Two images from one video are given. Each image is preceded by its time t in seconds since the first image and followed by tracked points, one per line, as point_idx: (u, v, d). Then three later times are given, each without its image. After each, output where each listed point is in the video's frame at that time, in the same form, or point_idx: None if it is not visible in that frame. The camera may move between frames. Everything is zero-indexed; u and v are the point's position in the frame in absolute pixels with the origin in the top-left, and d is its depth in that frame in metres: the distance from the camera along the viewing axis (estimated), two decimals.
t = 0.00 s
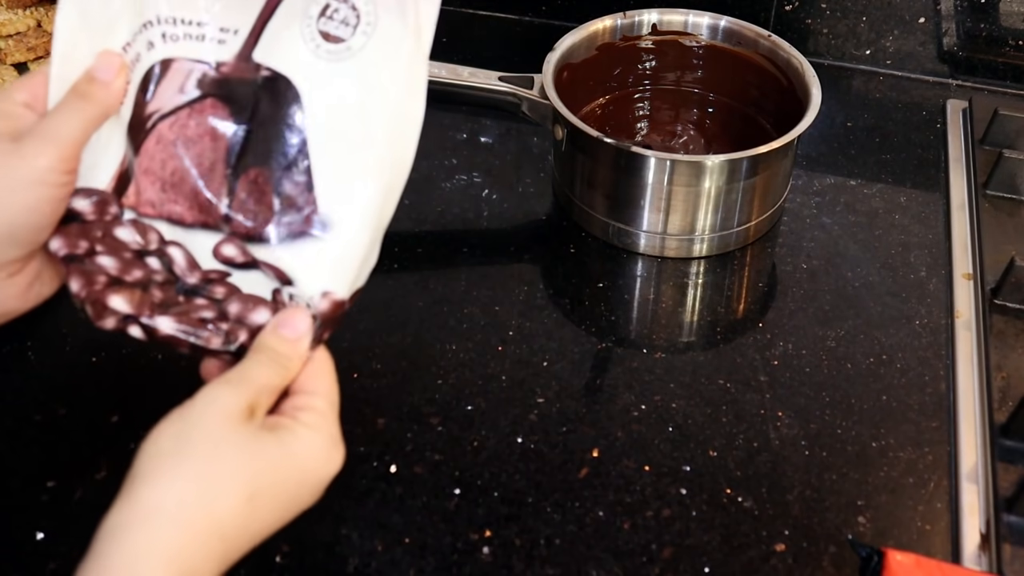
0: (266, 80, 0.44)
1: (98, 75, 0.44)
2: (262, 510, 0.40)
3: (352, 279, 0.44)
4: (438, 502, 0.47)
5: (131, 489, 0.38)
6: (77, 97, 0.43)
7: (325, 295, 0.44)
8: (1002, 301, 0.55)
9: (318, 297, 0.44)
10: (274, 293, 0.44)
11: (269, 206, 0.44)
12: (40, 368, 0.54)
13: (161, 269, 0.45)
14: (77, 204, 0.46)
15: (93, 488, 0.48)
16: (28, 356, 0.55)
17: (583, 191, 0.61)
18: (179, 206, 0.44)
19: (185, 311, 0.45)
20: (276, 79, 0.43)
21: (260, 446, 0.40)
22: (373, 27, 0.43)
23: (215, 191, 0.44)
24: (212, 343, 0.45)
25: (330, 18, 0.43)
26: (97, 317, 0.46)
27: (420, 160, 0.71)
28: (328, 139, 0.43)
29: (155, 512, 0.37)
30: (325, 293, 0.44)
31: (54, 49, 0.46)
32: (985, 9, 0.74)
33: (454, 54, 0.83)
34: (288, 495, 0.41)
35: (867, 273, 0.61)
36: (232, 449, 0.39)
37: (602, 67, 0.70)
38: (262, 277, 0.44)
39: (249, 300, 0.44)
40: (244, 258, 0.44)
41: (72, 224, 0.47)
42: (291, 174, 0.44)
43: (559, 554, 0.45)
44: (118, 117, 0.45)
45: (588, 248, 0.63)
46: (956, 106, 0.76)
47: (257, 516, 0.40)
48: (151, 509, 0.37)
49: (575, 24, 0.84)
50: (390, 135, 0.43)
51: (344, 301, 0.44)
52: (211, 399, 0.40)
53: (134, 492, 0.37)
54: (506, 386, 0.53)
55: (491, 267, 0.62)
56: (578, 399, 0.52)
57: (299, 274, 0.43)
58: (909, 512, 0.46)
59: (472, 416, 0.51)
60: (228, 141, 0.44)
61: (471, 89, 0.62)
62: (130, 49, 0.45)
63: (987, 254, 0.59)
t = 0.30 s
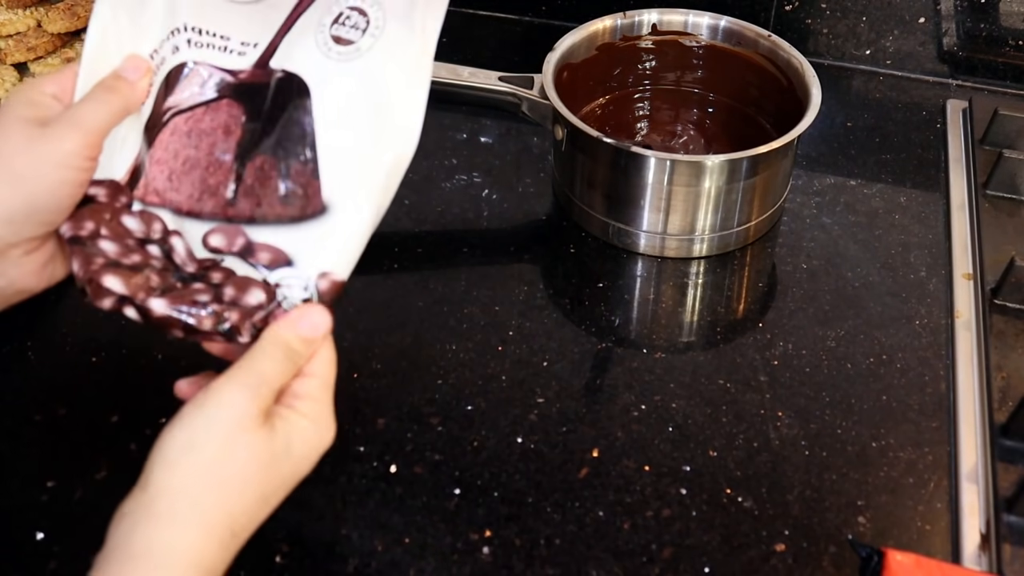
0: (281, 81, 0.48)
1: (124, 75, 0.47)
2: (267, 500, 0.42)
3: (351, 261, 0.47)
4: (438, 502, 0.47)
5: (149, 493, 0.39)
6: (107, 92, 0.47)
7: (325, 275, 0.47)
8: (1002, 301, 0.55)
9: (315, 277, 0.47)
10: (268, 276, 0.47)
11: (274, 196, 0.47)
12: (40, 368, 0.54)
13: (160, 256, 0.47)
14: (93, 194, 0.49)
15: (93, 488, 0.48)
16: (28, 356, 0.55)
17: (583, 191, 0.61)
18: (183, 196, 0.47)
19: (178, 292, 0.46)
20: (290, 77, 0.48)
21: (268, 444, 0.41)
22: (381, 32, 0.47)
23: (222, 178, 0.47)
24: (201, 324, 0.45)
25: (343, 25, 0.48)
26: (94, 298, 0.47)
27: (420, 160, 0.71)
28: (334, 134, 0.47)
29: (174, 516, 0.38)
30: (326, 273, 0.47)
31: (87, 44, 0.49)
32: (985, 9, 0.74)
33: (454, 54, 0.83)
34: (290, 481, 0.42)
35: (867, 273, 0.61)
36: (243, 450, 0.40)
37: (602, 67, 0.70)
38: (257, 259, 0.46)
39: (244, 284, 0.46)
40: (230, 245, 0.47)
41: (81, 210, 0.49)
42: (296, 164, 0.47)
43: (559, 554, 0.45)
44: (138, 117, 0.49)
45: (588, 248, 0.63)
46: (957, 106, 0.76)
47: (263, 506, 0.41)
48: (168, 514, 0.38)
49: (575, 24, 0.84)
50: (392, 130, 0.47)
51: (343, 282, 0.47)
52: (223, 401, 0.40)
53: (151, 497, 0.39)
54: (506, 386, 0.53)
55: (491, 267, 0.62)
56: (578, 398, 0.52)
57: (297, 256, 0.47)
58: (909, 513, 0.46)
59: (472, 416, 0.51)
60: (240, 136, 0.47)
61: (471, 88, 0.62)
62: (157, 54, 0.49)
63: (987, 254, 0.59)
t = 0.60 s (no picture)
0: (281, 65, 0.49)
1: (128, 53, 0.47)
2: (275, 476, 0.41)
3: (352, 238, 0.49)
4: (438, 502, 0.47)
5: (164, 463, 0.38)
6: (113, 73, 0.46)
7: (324, 252, 0.48)
8: (1002, 301, 0.55)
9: (313, 254, 0.48)
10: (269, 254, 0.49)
11: (274, 176, 0.49)
12: (40, 368, 0.54)
13: (169, 235, 0.49)
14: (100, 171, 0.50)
15: (93, 488, 0.48)
16: (28, 355, 0.55)
17: (583, 190, 0.61)
18: (187, 177, 0.49)
19: (187, 272, 0.49)
20: (287, 61, 0.49)
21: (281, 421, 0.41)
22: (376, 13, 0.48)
23: (225, 158, 0.49)
24: (208, 300, 0.49)
25: (338, 6, 0.49)
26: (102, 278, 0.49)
27: (420, 160, 0.71)
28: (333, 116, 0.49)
29: (191, 487, 0.38)
30: (324, 250, 0.48)
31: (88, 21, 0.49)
32: (986, 9, 0.74)
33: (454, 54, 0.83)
34: (298, 458, 0.42)
35: (867, 273, 0.61)
36: (258, 423, 0.40)
37: (602, 67, 0.70)
38: (258, 237, 0.49)
39: (247, 262, 0.48)
40: (234, 225, 0.49)
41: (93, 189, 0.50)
42: (293, 144, 0.49)
43: (559, 554, 0.45)
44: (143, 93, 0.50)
45: (588, 248, 0.63)
46: (957, 106, 0.76)
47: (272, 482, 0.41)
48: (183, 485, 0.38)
49: (575, 24, 0.84)
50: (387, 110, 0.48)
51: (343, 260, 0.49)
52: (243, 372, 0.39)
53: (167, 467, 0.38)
54: (506, 386, 0.53)
55: (491, 267, 0.62)
56: (578, 398, 0.52)
57: (296, 233, 0.49)
58: (909, 513, 0.46)
59: (472, 416, 0.51)
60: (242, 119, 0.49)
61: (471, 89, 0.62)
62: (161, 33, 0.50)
63: (987, 254, 0.59)
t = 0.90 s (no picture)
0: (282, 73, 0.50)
1: (143, 53, 0.48)
2: (261, 441, 0.41)
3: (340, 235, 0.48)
4: (438, 502, 0.47)
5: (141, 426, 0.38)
6: (126, 67, 0.47)
7: (308, 242, 0.47)
8: (1002, 301, 0.55)
9: (302, 242, 0.47)
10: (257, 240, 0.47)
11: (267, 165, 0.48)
12: (40, 368, 0.54)
13: (155, 218, 0.48)
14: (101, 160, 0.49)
15: (93, 488, 0.48)
16: (28, 356, 0.55)
17: (583, 190, 0.61)
18: (180, 162, 0.48)
19: (171, 252, 0.48)
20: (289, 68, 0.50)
21: (262, 381, 0.41)
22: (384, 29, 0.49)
23: (219, 147, 0.48)
24: (191, 275, 0.47)
25: (346, 24, 0.50)
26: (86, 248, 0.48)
27: (420, 160, 0.71)
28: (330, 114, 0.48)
29: (170, 446, 0.38)
30: (309, 240, 0.47)
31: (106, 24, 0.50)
32: (986, 9, 0.74)
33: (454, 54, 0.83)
34: (285, 422, 0.42)
35: (867, 273, 0.61)
36: (235, 381, 0.40)
37: (602, 67, 0.70)
38: (246, 221, 0.48)
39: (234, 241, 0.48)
40: (219, 211, 0.48)
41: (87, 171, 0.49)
42: (289, 136, 0.48)
43: (559, 554, 0.45)
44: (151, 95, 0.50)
45: (588, 248, 0.63)
46: (957, 106, 0.76)
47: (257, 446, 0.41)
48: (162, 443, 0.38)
49: (575, 24, 0.84)
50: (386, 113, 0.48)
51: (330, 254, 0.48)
52: (216, 337, 0.41)
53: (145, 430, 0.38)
54: (506, 385, 0.53)
55: (491, 267, 0.62)
56: (578, 398, 0.52)
57: (286, 220, 0.48)
58: (909, 513, 0.46)
59: (472, 416, 0.52)
60: (240, 113, 0.49)
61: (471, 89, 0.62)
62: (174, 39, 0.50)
63: (987, 254, 0.59)
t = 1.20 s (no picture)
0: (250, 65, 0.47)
1: (143, 41, 0.47)
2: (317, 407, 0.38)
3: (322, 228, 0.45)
4: (438, 502, 0.47)
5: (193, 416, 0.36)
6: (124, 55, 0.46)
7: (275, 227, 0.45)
8: (1002, 301, 0.55)
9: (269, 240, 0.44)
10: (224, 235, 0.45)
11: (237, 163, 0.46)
12: (39, 368, 0.54)
13: (135, 211, 0.46)
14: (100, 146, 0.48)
15: (93, 488, 0.48)
16: (28, 356, 0.55)
17: (583, 190, 0.61)
18: (158, 155, 0.47)
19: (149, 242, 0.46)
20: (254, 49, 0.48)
21: (299, 343, 0.38)
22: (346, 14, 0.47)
23: (195, 143, 0.47)
24: (166, 274, 0.45)
25: (315, 7, 0.48)
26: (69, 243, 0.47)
27: (420, 160, 0.71)
28: (296, 105, 0.46)
29: (225, 430, 0.36)
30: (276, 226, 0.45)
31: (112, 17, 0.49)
32: (986, 9, 0.74)
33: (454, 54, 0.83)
34: (339, 382, 0.39)
35: (867, 273, 0.61)
36: (276, 350, 0.38)
37: (602, 67, 0.69)
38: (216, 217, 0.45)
39: (210, 237, 0.45)
40: (189, 208, 0.46)
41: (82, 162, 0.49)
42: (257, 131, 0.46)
43: (559, 554, 0.45)
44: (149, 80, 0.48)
45: (588, 248, 0.63)
46: (956, 106, 0.76)
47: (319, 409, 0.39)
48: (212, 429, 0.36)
49: (575, 24, 0.84)
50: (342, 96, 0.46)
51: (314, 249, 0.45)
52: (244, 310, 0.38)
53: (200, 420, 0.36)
54: (507, 385, 0.53)
55: (491, 267, 0.62)
56: (578, 399, 0.52)
57: (257, 212, 0.45)
58: (909, 513, 0.46)
59: (472, 416, 0.52)
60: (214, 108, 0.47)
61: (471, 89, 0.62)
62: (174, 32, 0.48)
63: (987, 254, 0.59)
